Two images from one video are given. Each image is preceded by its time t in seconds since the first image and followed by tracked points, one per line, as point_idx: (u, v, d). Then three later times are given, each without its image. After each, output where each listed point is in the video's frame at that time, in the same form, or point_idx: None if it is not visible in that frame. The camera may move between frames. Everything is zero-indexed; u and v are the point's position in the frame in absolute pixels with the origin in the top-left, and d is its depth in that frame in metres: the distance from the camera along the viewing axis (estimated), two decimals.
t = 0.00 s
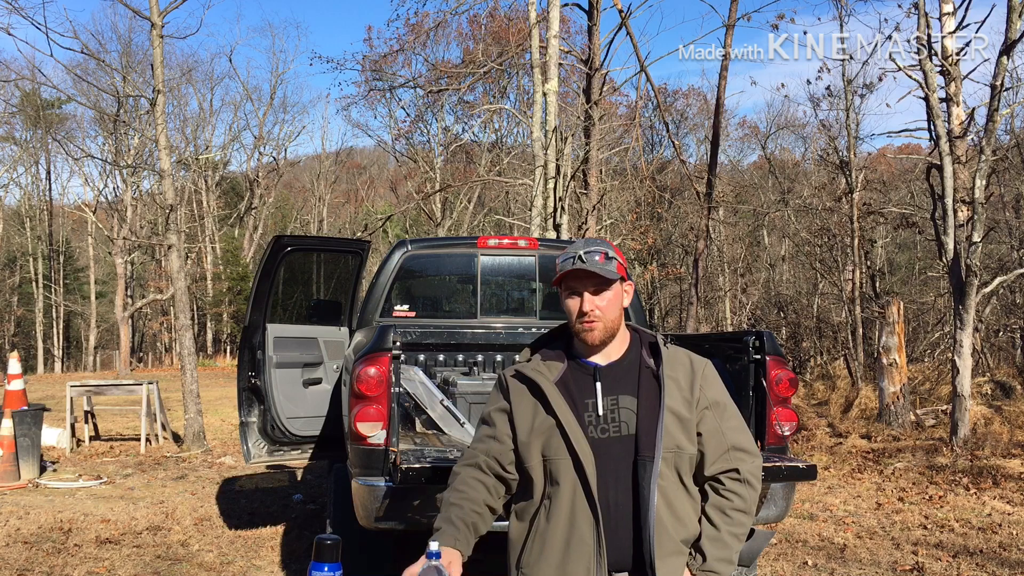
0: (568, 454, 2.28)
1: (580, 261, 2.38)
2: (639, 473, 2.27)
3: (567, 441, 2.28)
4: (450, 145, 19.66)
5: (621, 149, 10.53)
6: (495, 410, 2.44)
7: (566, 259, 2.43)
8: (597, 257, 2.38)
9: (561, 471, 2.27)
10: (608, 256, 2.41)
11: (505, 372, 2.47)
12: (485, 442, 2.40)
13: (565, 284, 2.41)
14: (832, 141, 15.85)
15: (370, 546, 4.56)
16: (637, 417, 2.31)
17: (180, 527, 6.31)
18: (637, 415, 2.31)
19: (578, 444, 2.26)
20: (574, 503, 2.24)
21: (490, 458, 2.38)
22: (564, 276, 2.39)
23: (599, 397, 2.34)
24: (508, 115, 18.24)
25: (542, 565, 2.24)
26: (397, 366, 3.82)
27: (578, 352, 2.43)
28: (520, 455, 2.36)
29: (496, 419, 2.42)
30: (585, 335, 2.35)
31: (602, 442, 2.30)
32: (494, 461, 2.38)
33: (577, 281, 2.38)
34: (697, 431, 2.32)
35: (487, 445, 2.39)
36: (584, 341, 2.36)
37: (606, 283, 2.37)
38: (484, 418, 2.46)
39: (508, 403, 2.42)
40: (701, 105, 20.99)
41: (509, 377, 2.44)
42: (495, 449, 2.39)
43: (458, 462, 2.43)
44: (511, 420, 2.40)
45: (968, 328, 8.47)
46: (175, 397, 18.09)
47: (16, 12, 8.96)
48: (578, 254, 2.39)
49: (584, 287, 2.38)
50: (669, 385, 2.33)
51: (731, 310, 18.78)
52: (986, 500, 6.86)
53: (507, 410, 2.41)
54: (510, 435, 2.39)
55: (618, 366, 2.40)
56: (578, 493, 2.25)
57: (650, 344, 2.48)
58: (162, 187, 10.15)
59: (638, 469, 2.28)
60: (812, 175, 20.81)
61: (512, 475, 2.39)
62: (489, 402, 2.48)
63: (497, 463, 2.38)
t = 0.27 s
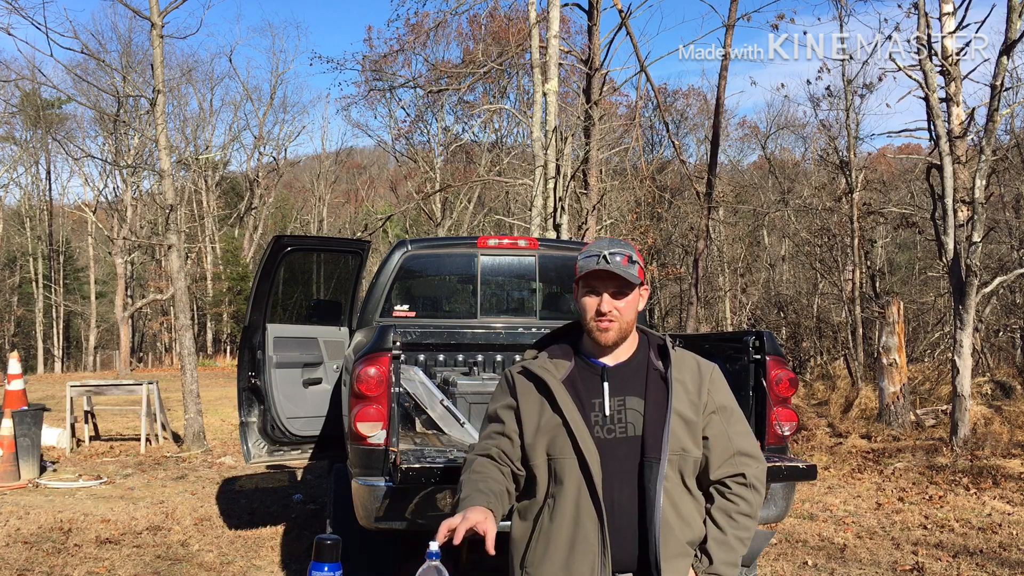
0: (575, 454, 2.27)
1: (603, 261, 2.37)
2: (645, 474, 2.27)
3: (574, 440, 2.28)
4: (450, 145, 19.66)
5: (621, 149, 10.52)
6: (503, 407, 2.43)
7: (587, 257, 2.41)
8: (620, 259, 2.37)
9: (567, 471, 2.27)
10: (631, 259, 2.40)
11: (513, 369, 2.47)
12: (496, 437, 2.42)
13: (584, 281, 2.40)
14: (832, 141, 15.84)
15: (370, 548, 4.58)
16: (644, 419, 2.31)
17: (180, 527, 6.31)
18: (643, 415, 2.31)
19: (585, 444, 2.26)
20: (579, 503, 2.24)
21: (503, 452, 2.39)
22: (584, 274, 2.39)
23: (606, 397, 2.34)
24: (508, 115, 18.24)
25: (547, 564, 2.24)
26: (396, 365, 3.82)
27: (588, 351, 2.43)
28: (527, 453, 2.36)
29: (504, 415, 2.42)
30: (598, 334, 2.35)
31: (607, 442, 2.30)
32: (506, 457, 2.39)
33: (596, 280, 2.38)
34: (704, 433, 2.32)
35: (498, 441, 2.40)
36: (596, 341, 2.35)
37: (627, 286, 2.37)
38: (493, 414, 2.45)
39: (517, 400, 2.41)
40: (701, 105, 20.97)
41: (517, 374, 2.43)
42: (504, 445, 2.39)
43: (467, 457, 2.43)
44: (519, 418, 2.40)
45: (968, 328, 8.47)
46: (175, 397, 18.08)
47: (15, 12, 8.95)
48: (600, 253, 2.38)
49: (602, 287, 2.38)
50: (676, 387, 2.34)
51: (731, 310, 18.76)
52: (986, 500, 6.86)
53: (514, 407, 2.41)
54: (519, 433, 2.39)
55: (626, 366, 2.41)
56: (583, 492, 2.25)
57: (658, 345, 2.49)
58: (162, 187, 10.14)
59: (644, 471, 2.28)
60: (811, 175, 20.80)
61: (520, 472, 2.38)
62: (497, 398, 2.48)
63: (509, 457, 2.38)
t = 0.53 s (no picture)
0: (585, 454, 2.27)
1: (628, 262, 2.33)
2: (653, 477, 2.29)
3: (584, 441, 2.27)
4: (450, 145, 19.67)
5: (621, 149, 10.52)
6: (511, 402, 2.39)
7: (612, 256, 2.37)
8: (644, 262, 2.34)
9: (576, 471, 2.26)
10: (654, 263, 2.37)
11: (522, 364, 2.44)
12: (502, 434, 2.36)
13: (606, 281, 2.37)
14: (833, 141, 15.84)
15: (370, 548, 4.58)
16: (654, 422, 2.32)
17: (180, 527, 6.31)
18: (653, 418, 2.33)
19: (596, 445, 2.25)
20: (587, 504, 2.23)
21: (508, 449, 2.34)
22: (607, 275, 2.35)
23: (618, 399, 2.34)
24: (508, 115, 18.25)
25: (552, 563, 2.23)
26: (396, 366, 3.82)
27: (601, 351, 2.41)
28: (534, 450, 2.33)
29: (512, 410, 2.38)
30: (615, 337, 2.33)
31: (617, 443, 2.31)
32: (512, 454, 2.34)
33: (619, 281, 2.35)
34: (711, 437, 2.34)
35: (505, 437, 2.35)
36: (613, 343, 2.34)
37: (648, 289, 2.35)
38: (499, 408, 2.41)
39: (525, 397, 2.38)
40: (701, 105, 20.97)
41: (527, 370, 2.40)
42: (512, 441, 2.35)
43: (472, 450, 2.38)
44: (527, 414, 2.36)
45: (969, 328, 8.47)
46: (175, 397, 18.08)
47: (16, 12, 8.95)
48: (626, 254, 2.35)
49: (625, 289, 2.35)
50: (688, 391, 2.35)
51: (731, 310, 18.76)
52: (986, 500, 6.86)
53: (522, 403, 2.38)
54: (528, 430, 2.35)
55: (637, 368, 2.41)
56: (592, 493, 2.24)
57: (668, 348, 2.49)
58: (162, 187, 10.14)
59: (652, 473, 2.30)
60: (811, 175, 20.81)
61: (526, 469, 2.36)
62: (503, 392, 2.44)
63: (515, 456, 2.34)
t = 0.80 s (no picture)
0: (588, 453, 2.26)
1: (644, 264, 2.32)
2: (656, 479, 2.29)
3: (588, 439, 2.27)
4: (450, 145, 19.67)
5: (621, 149, 10.51)
6: (516, 395, 2.39)
7: (628, 256, 2.36)
8: (660, 265, 2.33)
9: (578, 469, 2.26)
10: (670, 267, 2.36)
11: (528, 358, 2.43)
12: (506, 425, 2.36)
13: (620, 281, 2.36)
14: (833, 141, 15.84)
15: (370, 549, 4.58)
16: (658, 425, 2.32)
17: (180, 527, 6.31)
18: (657, 421, 2.33)
19: (601, 444, 2.25)
20: (589, 504, 2.23)
21: (515, 438, 2.34)
22: (622, 275, 2.33)
23: (623, 400, 2.35)
24: (508, 115, 18.25)
25: (551, 560, 2.23)
26: (396, 365, 3.82)
27: (609, 351, 2.41)
28: (537, 445, 2.33)
29: (517, 403, 2.38)
30: (625, 337, 2.33)
31: (620, 445, 2.31)
32: (518, 444, 2.34)
33: (634, 282, 2.34)
34: (712, 442, 2.34)
35: (510, 428, 2.35)
36: (622, 343, 2.34)
37: (663, 292, 2.34)
38: (504, 401, 2.41)
39: (530, 391, 2.37)
40: (701, 105, 20.96)
41: (533, 364, 2.40)
42: (517, 432, 2.34)
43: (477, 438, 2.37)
44: (532, 409, 2.36)
45: (969, 327, 8.47)
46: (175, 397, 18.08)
47: (16, 12, 8.95)
48: (644, 257, 2.33)
49: (638, 290, 2.35)
50: (693, 395, 2.35)
51: (730, 310, 18.75)
52: (985, 500, 6.86)
53: (527, 396, 2.37)
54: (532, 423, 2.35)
55: (642, 370, 2.41)
56: (594, 492, 2.24)
57: (674, 350, 2.48)
58: (162, 187, 10.14)
59: (655, 475, 2.31)
60: (811, 175, 20.81)
61: (528, 462, 2.35)
62: (507, 385, 2.43)
63: (521, 447, 2.34)
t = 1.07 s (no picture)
0: (593, 456, 2.26)
1: (650, 267, 2.32)
2: (660, 481, 2.30)
3: (593, 442, 2.26)
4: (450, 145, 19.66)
5: (621, 149, 10.51)
6: (518, 398, 2.35)
7: (634, 258, 2.35)
8: (666, 269, 2.33)
9: (583, 472, 2.25)
10: (674, 270, 2.36)
11: (529, 359, 2.40)
12: (511, 430, 2.31)
13: (624, 284, 2.34)
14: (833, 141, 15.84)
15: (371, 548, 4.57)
16: (661, 427, 2.33)
17: (180, 527, 6.31)
18: (660, 422, 2.33)
19: (606, 447, 2.25)
20: (594, 506, 2.23)
21: (520, 445, 2.29)
22: (628, 278, 2.32)
23: (625, 402, 2.35)
24: (508, 115, 18.24)
25: (556, 562, 2.22)
26: (396, 366, 3.82)
27: (611, 353, 2.39)
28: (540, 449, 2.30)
29: (520, 406, 2.34)
30: (629, 341, 2.33)
31: (624, 447, 2.31)
32: (523, 450, 2.30)
33: (640, 285, 2.33)
34: (711, 443, 2.36)
35: (515, 433, 2.30)
36: (626, 347, 2.33)
37: (667, 295, 2.34)
38: (505, 403, 2.37)
39: (534, 394, 2.34)
40: (701, 105, 20.95)
41: (535, 366, 2.37)
42: (522, 437, 2.30)
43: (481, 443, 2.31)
44: (535, 412, 2.33)
45: (969, 327, 8.47)
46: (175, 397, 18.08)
47: (16, 12, 8.95)
48: (650, 259, 2.33)
49: (644, 293, 2.34)
50: (694, 397, 2.36)
51: (730, 310, 18.74)
52: (985, 500, 6.86)
53: (530, 400, 2.34)
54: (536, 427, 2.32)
55: (643, 371, 2.40)
56: (599, 494, 2.24)
57: (672, 351, 2.49)
58: (162, 186, 10.14)
59: (658, 476, 2.31)
60: (811, 175, 20.81)
61: (531, 465, 2.32)
62: (508, 386, 2.39)
63: (525, 452, 2.30)
